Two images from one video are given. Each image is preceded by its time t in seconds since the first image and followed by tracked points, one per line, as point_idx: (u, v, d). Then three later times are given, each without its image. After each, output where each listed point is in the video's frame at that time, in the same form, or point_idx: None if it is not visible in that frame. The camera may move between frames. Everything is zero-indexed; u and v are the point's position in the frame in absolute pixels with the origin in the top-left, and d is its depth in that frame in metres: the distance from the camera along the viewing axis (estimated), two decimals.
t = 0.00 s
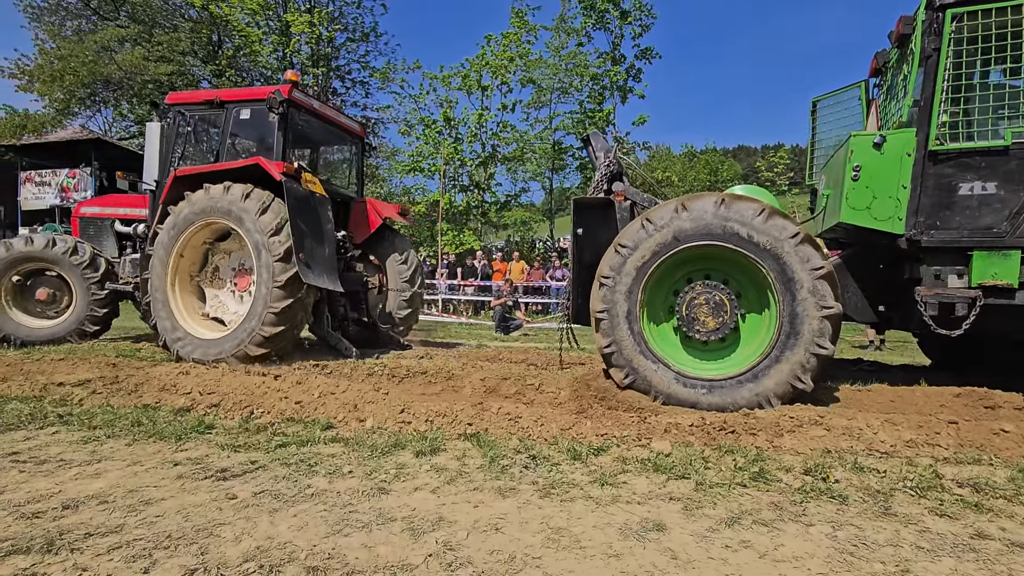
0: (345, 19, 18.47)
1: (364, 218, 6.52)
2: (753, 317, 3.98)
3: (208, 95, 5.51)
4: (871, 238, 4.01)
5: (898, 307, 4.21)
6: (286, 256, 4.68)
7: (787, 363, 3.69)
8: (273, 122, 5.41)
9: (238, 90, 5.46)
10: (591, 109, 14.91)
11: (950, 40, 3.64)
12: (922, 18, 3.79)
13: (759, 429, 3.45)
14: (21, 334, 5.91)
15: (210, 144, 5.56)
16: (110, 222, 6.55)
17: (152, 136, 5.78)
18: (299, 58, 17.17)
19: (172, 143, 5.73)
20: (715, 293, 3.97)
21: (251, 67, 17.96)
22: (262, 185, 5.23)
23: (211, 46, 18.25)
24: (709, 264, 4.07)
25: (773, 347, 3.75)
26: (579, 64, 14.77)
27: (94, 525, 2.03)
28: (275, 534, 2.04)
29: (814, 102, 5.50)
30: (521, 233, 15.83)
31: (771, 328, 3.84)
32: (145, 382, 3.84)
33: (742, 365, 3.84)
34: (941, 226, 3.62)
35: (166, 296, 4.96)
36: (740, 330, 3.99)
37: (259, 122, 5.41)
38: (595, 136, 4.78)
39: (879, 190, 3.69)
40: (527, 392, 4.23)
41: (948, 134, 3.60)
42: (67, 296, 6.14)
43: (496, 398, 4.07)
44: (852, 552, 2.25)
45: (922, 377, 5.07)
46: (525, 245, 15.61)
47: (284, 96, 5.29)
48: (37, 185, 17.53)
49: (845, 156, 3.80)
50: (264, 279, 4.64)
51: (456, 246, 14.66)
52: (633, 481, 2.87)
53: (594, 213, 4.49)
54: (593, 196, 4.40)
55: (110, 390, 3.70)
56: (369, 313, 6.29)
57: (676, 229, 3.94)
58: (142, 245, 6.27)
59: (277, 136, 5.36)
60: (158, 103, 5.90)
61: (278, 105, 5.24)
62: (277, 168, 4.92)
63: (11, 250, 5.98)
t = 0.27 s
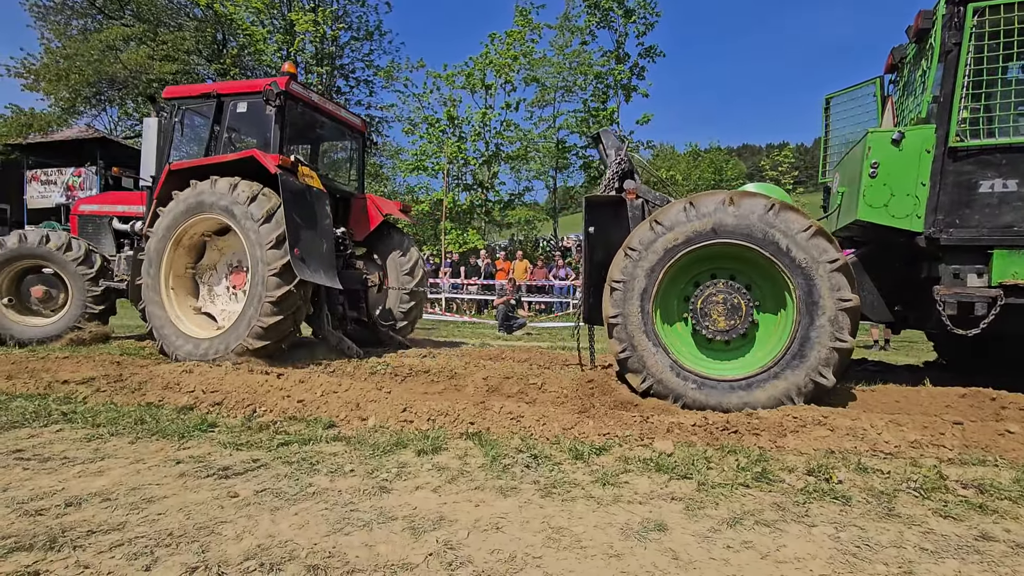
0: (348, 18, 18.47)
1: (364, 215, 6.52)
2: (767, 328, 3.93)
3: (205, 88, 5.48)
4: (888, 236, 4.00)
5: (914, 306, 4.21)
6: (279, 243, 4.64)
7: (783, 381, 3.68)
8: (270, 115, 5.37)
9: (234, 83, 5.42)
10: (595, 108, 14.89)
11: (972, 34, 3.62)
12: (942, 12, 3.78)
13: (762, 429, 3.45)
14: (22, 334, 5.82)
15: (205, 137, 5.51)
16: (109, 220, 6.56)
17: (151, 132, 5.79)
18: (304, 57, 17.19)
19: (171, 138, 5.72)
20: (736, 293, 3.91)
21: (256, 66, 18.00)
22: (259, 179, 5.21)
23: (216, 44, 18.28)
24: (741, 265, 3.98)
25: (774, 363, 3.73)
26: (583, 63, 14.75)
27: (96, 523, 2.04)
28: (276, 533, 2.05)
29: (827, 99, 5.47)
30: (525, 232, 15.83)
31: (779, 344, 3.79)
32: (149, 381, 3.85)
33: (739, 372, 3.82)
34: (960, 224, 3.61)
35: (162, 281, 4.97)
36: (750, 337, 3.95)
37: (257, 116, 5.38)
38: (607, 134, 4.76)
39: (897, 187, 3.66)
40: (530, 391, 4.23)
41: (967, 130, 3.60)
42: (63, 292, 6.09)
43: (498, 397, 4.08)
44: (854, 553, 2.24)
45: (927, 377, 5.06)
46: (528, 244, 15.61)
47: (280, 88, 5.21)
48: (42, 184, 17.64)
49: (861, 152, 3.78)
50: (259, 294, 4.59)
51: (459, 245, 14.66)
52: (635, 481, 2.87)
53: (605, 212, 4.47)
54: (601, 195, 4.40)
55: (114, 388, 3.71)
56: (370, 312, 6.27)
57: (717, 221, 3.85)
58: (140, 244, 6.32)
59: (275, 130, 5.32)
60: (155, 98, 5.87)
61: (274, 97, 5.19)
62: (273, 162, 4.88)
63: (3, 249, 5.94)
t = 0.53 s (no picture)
0: (346, 17, 18.45)
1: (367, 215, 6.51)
2: (780, 339, 3.90)
3: (203, 84, 5.45)
4: (906, 235, 4.00)
5: (930, 308, 4.27)
6: (280, 244, 4.61)
7: (780, 397, 3.68)
8: (270, 112, 5.35)
9: (234, 79, 5.40)
10: (593, 108, 14.90)
11: (993, 31, 3.63)
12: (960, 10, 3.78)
13: (759, 430, 3.44)
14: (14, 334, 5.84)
15: (202, 133, 5.48)
16: (101, 216, 6.52)
17: (148, 128, 5.78)
18: (302, 56, 17.15)
19: (168, 134, 5.70)
20: (761, 294, 3.87)
21: (254, 65, 17.97)
22: (258, 178, 5.18)
23: (213, 43, 18.21)
24: (776, 269, 3.93)
25: (774, 377, 3.72)
26: (581, 63, 14.76)
27: (90, 525, 2.04)
28: (271, 534, 2.04)
29: (843, 99, 5.45)
30: (523, 231, 15.82)
31: (786, 359, 3.77)
32: (145, 381, 3.84)
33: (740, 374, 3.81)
34: (980, 223, 3.63)
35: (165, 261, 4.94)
36: (759, 343, 3.92)
37: (257, 113, 5.36)
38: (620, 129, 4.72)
39: (915, 185, 3.66)
40: (527, 392, 4.23)
41: (987, 128, 3.61)
42: (52, 290, 6.07)
43: (496, 398, 4.08)
44: (850, 554, 2.25)
45: (924, 378, 5.07)
46: (526, 244, 15.60)
47: (283, 85, 5.22)
48: (39, 183, 17.72)
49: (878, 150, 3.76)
50: (252, 317, 4.55)
51: (457, 244, 14.65)
52: (631, 482, 2.87)
53: (621, 209, 4.44)
54: (618, 192, 4.37)
55: (109, 389, 3.70)
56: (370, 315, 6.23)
57: (765, 219, 3.79)
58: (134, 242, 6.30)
59: (276, 128, 5.32)
60: (150, 93, 5.83)
61: (275, 94, 5.17)
62: (277, 163, 4.84)
63: None
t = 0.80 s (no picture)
0: (343, 17, 18.42)
1: (367, 214, 6.52)
2: (784, 346, 3.91)
3: (201, 82, 5.41)
4: (922, 232, 4.04)
5: (941, 307, 4.35)
6: (282, 239, 4.58)
7: (768, 400, 3.70)
8: (270, 109, 5.31)
9: (233, 76, 5.36)
10: (590, 109, 14.90)
11: (1006, 28, 3.65)
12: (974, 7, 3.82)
13: (754, 430, 3.45)
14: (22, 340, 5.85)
15: (200, 131, 5.45)
16: (93, 216, 6.49)
17: (143, 126, 5.75)
18: (297, 56, 17.11)
19: (165, 132, 5.67)
20: (778, 298, 3.86)
21: (249, 65, 17.91)
22: (259, 176, 5.13)
23: (208, 43, 18.14)
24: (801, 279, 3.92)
25: (767, 380, 3.73)
26: (578, 64, 14.77)
27: (82, 527, 2.03)
28: (265, 537, 2.04)
29: (856, 97, 5.49)
30: (519, 232, 15.81)
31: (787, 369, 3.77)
32: (139, 382, 3.83)
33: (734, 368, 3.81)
34: (994, 220, 3.66)
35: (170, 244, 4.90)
36: (762, 345, 3.92)
37: (257, 110, 5.32)
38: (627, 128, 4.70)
39: (928, 183, 3.68)
40: (524, 393, 4.23)
41: (1001, 125, 3.62)
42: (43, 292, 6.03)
43: (492, 399, 4.08)
44: (844, 554, 2.25)
45: (920, 378, 5.09)
46: (523, 245, 15.60)
47: (283, 82, 5.18)
48: (33, 184, 17.66)
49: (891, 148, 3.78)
50: (244, 334, 4.54)
51: (453, 245, 14.64)
52: (627, 483, 2.87)
53: (631, 208, 4.43)
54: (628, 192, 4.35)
55: (103, 390, 3.69)
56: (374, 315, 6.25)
57: (807, 225, 3.74)
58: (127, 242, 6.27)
59: (277, 126, 5.28)
60: (145, 90, 5.79)
61: (275, 91, 5.12)
62: (279, 162, 4.79)
63: None
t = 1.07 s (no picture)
0: (339, 17, 18.39)
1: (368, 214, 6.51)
2: (782, 355, 3.91)
3: (201, 80, 5.40)
4: (926, 232, 4.05)
5: (946, 305, 4.37)
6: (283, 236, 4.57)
7: (750, 402, 3.72)
8: (271, 109, 5.30)
9: (233, 75, 5.35)
10: (586, 109, 14.91)
11: (1009, 26, 3.69)
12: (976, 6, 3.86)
13: (751, 429, 3.45)
14: (29, 338, 5.82)
15: (200, 130, 5.44)
16: (89, 216, 6.46)
17: (140, 124, 5.73)
18: (294, 56, 17.08)
19: (163, 130, 5.65)
20: (789, 305, 3.84)
21: (245, 66, 17.87)
22: (259, 175, 5.12)
23: (204, 43, 18.08)
24: (817, 294, 3.90)
25: (753, 382, 3.75)
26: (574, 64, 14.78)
27: (78, 530, 2.02)
28: (261, 539, 2.03)
29: (864, 95, 5.53)
30: (516, 232, 15.81)
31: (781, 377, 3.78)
32: (135, 384, 3.81)
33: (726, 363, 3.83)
34: (1000, 220, 3.66)
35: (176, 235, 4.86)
36: (759, 349, 3.93)
37: (257, 109, 5.31)
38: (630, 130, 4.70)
39: (934, 182, 3.71)
40: (522, 393, 4.23)
41: (1007, 124, 3.64)
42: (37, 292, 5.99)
43: (490, 399, 4.08)
44: (841, 554, 2.26)
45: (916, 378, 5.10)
46: (520, 245, 15.60)
47: (284, 82, 5.15)
48: (28, 184, 17.60)
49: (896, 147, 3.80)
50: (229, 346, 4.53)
51: (450, 245, 14.63)
52: (624, 483, 2.87)
53: (635, 209, 4.44)
54: (632, 193, 4.36)
55: (98, 392, 3.67)
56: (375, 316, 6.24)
57: (839, 241, 3.68)
58: (124, 241, 6.31)
59: (277, 125, 5.27)
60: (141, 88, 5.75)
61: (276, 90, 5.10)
62: (281, 162, 4.77)
63: None
